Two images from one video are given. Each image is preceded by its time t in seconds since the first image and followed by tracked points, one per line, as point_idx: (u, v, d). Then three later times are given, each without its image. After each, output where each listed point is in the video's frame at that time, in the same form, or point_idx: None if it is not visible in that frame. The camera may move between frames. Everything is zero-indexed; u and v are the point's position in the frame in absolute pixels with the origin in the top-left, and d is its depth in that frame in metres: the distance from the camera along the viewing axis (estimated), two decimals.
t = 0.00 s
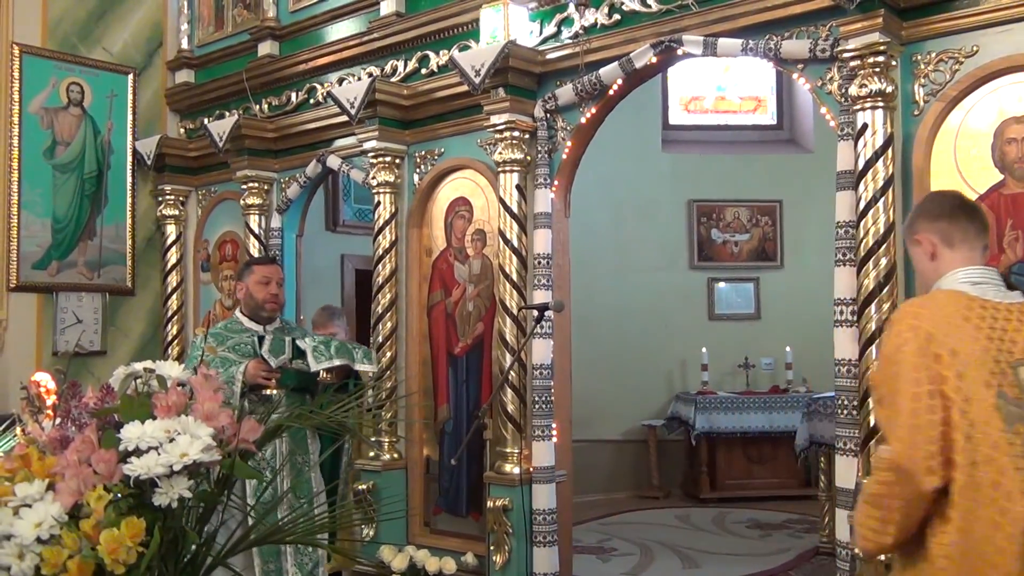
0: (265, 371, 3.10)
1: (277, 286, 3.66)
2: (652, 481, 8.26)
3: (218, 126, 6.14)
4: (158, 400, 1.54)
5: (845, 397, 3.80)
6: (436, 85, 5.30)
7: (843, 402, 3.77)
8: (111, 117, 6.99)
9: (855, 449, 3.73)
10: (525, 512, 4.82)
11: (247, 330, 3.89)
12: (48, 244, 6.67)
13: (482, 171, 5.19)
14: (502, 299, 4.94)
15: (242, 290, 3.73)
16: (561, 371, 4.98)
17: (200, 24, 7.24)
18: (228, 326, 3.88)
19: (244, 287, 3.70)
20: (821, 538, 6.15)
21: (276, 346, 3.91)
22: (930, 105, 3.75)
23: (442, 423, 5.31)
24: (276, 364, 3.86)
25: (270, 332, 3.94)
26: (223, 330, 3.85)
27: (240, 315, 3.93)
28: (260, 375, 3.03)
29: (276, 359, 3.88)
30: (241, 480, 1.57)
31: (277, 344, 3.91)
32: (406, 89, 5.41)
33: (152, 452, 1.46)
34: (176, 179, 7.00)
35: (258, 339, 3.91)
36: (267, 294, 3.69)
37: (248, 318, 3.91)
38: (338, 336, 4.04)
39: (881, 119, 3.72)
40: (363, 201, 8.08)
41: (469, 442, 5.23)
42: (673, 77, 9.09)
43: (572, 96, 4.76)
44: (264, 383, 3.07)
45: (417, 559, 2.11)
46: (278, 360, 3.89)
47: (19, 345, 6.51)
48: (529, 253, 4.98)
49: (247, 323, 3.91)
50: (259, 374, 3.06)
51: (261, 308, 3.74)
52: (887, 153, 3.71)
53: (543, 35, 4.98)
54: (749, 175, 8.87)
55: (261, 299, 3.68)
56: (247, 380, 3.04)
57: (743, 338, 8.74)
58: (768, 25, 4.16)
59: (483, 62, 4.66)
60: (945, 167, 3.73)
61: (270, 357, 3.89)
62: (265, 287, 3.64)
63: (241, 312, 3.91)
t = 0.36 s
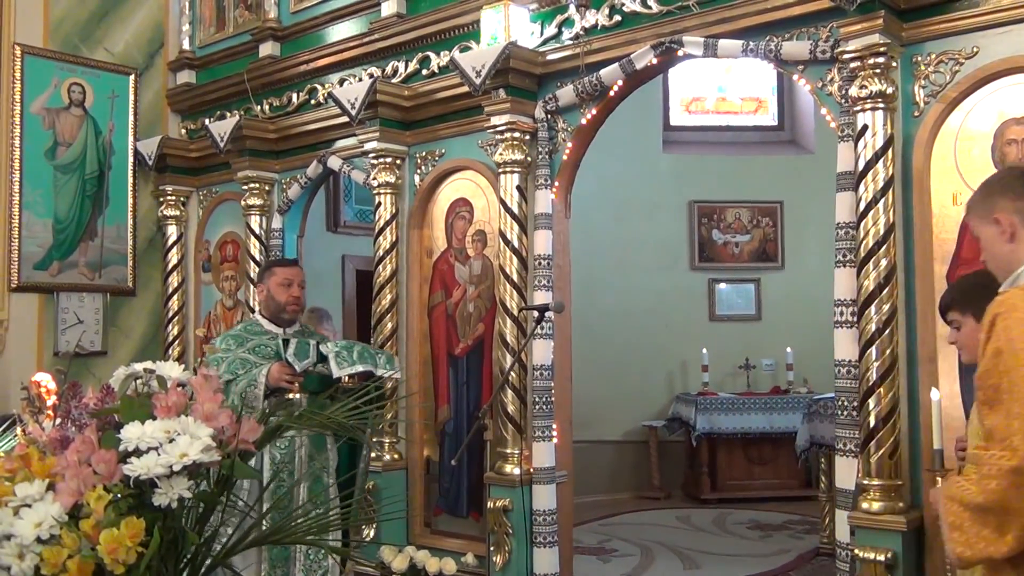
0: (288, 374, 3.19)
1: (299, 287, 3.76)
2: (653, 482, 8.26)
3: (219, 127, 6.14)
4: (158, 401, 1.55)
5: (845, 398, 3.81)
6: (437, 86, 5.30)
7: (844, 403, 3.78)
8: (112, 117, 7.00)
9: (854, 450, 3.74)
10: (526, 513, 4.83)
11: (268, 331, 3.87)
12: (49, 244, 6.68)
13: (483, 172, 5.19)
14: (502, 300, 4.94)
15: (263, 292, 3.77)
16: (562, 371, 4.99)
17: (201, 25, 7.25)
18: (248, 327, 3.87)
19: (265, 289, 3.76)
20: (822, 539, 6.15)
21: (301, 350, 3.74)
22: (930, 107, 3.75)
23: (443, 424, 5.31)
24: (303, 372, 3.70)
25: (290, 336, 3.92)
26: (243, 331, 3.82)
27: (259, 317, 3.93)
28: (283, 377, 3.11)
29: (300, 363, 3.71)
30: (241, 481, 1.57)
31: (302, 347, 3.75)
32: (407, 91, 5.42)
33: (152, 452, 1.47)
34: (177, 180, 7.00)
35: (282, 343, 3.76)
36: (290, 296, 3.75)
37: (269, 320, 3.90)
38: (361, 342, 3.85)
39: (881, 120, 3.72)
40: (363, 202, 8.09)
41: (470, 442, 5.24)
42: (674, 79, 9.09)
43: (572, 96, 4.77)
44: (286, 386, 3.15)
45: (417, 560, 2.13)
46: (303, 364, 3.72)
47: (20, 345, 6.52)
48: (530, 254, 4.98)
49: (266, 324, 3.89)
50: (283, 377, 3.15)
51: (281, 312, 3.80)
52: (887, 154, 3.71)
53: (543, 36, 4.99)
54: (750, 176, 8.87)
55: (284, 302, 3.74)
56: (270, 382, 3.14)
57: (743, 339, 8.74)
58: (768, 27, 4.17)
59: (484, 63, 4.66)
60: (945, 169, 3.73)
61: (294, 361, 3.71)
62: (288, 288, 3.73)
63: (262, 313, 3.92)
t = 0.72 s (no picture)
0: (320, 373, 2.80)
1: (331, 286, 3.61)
2: (654, 483, 8.26)
3: (221, 128, 6.15)
4: (159, 402, 1.55)
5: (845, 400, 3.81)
6: (438, 87, 5.31)
7: (844, 404, 3.76)
8: (114, 118, 7.01)
9: (856, 451, 3.72)
10: (526, 515, 4.83)
11: (298, 329, 3.82)
12: (51, 245, 6.69)
13: (484, 173, 5.19)
14: (503, 301, 4.94)
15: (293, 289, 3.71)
16: (563, 371, 4.99)
17: (203, 26, 7.26)
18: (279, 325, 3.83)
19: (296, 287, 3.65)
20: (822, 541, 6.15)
21: (332, 344, 3.57)
22: (931, 108, 3.75)
23: (443, 424, 5.31)
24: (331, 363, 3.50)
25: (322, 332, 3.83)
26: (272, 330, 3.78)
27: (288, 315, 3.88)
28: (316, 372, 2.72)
29: (332, 358, 3.54)
30: (242, 481, 1.58)
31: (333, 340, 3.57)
32: (408, 91, 5.40)
33: (153, 452, 1.47)
34: (179, 180, 7.01)
35: (314, 338, 3.62)
36: (320, 295, 3.61)
37: (299, 317, 3.85)
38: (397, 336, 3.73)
39: (882, 121, 3.72)
40: (365, 203, 8.11)
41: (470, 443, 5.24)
42: (676, 80, 9.10)
43: (574, 98, 4.77)
44: (319, 382, 2.76)
45: (417, 560, 2.26)
46: (336, 358, 3.54)
47: (22, 345, 6.53)
48: (532, 255, 4.99)
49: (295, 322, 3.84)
50: (315, 372, 2.75)
51: (312, 310, 3.69)
52: (889, 155, 3.72)
53: (545, 38, 4.99)
54: (752, 178, 8.87)
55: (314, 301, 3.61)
56: (302, 380, 2.74)
57: (745, 341, 8.74)
58: (770, 29, 4.17)
59: (486, 64, 4.67)
60: (947, 171, 3.73)
61: (325, 355, 3.54)
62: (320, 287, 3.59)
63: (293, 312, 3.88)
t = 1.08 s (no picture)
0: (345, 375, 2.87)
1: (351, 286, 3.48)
2: (654, 485, 8.26)
3: (221, 129, 6.16)
4: (159, 403, 1.56)
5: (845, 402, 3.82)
6: (438, 89, 5.31)
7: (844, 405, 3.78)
8: (115, 120, 7.02)
9: (855, 453, 3.74)
10: (527, 516, 4.83)
11: (319, 331, 3.60)
12: (52, 246, 6.69)
13: (484, 175, 5.20)
14: (503, 303, 4.94)
15: (314, 288, 3.53)
16: (563, 372, 4.99)
17: (203, 28, 7.27)
18: (297, 327, 3.60)
19: (315, 286, 3.51)
20: (822, 543, 6.15)
21: (355, 349, 3.41)
22: (931, 111, 3.76)
23: (443, 426, 5.32)
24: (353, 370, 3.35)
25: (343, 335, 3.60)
26: (291, 332, 3.56)
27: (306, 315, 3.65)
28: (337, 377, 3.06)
29: (354, 364, 3.38)
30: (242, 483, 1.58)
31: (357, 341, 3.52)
32: (408, 94, 5.40)
33: (153, 454, 1.48)
34: (180, 182, 7.01)
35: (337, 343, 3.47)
36: (340, 294, 3.48)
37: (319, 318, 3.63)
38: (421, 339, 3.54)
39: (882, 124, 3.73)
40: (365, 204, 8.12)
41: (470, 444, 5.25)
42: (676, 82, 9.11)
43: (574, 100, 4.78)
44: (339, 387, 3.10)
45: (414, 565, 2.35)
46: (358, 364, 3.38)
47: (22, 347, 6.53)
48: (532, 256, 4.99)
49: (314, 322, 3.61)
50: (336, 376, 3.10)
51: (332, 310, 3.54)
52: (888, 158, 3.72)
53: (545, 40, 5.00)
54: (752, 180, 8.88)
55: (334, 300, 3.48)
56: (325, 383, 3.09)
57: (744, 343, 8.74)
58: (769, 31, 4.18)
59: (486, 66, 4.67)
60: (946, 173, 3.73)
61: (348, 361, 3.39)
62: (339, 287, 3.47)
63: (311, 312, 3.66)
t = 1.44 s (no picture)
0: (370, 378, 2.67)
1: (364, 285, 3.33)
2: (654, 485, 8.26)
3: (222, 129, 6.16)
4: (160, 403, 1.56)
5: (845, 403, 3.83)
6: (439, 90, 5.31)
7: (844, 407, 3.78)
8: (116, 120, 7.02)
9: (855, 454, 3.75)
10: (526, 517, 4.83)
11: (332, 334, 3.51)
12: (52, 246, 6.69)
13: (485, 175, 5.20)
14: (503, 303, 4.94)
15: (324, 290, 3.37)
16: (563, 373, 4.99)
17: (204, 28, 7.28)
18: (308, 330, 3.50)
19: (325, 286, 3.36)
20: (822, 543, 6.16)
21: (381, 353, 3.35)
22: (931, 112, 3.76)
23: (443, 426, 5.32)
24: (377, 374, 3.13)
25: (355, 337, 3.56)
26: (303, 335, 3.47)
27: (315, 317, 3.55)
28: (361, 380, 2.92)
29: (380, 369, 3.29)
30: (242, 482, 1.58)
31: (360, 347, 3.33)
32: (409, 94, 5.40)
33: (153, 453, 1.48)
34: (180, 182, 7.02)
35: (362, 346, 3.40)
36: (351, 295, 3.32)
37: (330, 320, 3.53)
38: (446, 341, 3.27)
39: (882, 125, 3.73)
40: (365, 205, 8.12)
41: (470, 444, 5.25)
42: (676, 83, 9.11)
43: (574, 100, 4.78)
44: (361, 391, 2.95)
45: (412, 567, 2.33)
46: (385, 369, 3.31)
47: (22, 346, 6.54)
48: (532, 257, 5.00)
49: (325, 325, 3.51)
50: (358, 379, 2.95)
51: (343, 311, 3.39)
52: (889, 159, 3.72)
53: (545, 40, 5.00)
54: (752, 180, 8.88)
55: (345, 300, 3.31)
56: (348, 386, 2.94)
57: (744, 344, 8.74)
58: (770, 32, 4.18)
59: (486, 67, 4.67)
60: (946, 174, 3.73)
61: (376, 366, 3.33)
62: (352, 287, 3.32)
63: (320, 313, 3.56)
